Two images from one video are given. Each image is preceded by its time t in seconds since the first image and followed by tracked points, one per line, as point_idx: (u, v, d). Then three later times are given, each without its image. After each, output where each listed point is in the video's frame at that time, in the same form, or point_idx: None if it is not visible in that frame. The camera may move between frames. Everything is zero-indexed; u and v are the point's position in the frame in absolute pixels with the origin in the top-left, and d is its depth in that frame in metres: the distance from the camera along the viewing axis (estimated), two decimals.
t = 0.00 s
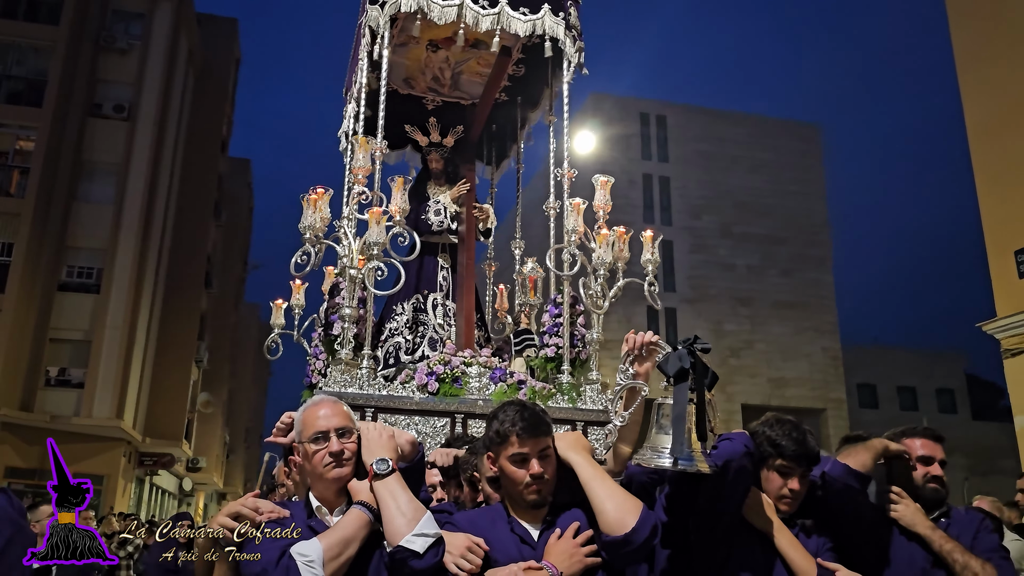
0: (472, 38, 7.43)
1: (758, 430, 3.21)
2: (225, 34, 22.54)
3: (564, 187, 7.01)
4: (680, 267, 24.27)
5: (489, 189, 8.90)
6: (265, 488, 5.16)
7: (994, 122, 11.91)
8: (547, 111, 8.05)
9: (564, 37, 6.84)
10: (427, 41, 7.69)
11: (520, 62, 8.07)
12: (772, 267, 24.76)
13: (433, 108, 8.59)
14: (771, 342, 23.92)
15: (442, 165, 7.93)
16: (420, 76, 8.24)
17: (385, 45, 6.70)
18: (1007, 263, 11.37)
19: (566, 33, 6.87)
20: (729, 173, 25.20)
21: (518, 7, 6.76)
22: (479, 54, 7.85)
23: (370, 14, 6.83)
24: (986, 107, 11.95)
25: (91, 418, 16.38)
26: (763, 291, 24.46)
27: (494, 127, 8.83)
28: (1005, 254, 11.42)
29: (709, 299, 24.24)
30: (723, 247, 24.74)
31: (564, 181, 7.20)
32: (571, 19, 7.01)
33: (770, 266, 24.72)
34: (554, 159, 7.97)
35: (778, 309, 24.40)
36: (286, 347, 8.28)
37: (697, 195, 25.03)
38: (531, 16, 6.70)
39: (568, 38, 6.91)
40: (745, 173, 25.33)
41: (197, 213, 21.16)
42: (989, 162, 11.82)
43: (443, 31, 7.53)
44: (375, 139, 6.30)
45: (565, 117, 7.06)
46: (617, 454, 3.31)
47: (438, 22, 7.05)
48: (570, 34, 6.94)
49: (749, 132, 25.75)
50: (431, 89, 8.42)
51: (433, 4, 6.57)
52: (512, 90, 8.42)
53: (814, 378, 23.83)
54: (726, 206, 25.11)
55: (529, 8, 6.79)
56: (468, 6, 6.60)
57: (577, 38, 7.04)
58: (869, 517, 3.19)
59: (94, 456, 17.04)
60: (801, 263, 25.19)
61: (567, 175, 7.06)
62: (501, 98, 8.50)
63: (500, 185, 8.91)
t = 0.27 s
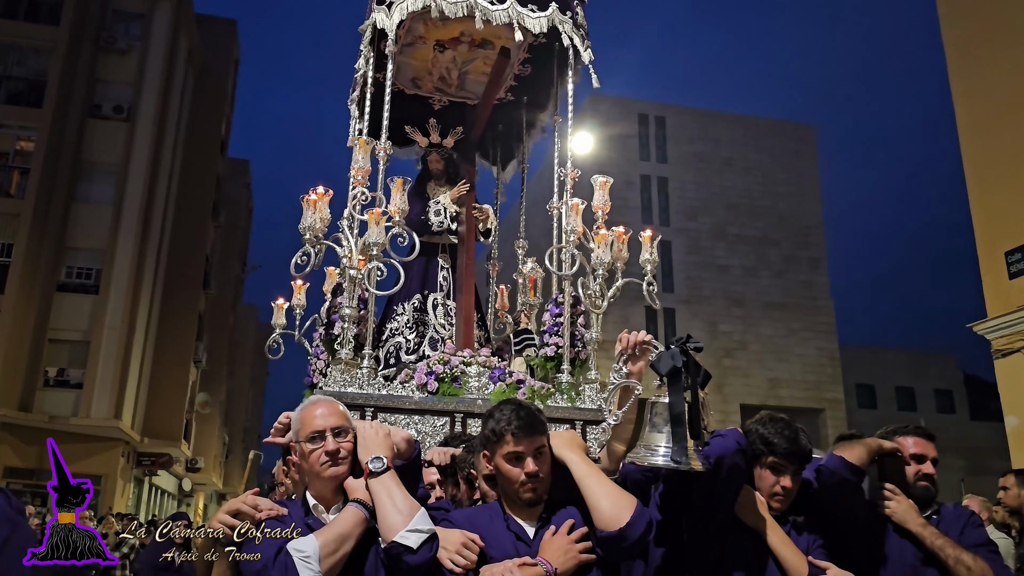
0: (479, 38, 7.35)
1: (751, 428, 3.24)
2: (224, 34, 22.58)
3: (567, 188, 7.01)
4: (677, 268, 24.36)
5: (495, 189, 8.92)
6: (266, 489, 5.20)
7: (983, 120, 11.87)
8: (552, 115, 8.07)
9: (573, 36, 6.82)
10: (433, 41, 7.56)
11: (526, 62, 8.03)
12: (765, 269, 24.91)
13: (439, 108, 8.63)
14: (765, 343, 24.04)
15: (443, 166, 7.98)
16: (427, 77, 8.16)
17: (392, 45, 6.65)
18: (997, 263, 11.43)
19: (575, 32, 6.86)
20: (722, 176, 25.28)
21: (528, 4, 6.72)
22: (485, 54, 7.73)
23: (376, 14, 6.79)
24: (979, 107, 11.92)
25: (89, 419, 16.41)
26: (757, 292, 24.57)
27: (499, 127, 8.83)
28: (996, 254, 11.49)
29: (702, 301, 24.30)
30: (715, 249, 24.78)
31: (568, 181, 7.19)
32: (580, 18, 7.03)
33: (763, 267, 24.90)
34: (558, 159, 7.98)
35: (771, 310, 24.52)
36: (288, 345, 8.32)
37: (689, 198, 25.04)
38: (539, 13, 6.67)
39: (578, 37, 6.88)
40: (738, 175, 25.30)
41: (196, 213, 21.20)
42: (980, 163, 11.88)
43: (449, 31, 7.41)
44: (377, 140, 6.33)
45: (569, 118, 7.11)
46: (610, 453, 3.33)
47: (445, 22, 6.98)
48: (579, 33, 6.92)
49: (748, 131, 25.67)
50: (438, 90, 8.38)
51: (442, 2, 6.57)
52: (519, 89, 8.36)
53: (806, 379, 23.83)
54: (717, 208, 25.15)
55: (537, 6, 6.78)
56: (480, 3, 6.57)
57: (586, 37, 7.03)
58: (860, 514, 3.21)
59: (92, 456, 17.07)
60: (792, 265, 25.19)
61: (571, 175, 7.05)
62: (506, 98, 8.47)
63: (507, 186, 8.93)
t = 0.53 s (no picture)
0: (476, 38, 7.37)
1: (739, 428, 3.26)
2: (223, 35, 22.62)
3: (564, 189, 7.03)
4: (676, 268, 24.35)
5: (492, 191, 8.95)
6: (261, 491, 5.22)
7: (980, 120, 11.84)
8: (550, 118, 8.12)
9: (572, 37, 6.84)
10: (431, 43, 7.57)
11: (523, 64, 7.97)
12: (762, 269, 24.99)
13: (436, 110, 8.64)
14: (761, 344, 24.12)
15: (439, 167, 8.00)
16: (426, 78, 8.17)
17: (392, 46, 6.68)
18: (991, 264, 11.45)
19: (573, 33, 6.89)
20: (720, 174, 25.35)
21: (526, 5, 6.76)
22: (483, 56, 7.76)
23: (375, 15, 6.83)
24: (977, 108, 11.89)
25: (87, 419, 16.43)
26: (753, 293, 24.64)
27: (496, 127, 8.84)
28: (990, 255, 11.50)
29: (698, 300, 24.20)
30: (712, 249, 24.75)
31: (563, 183, 7.22)
32: (575, 21, 7.02)
33: (760, 267, 24.98)
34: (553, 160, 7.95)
35: (766, 310, 24.61)
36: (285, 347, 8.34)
37: (687, 196, 24.99)
38: (539, 13, 6.70)
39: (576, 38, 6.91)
40: (734, 175, 25.34)
41: (195, 214, 21.24)
42: (975, 165, 11.87)
43: (448, 32, 7.41)
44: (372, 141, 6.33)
45: (564, 119, 7.13)
46: (599, 453, 3.35)
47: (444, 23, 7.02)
48: (576, 34, 6.95)
49: (745, 131, 25.70)
50: (436, 91, 8.40)
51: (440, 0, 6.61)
52: (515, 91, 8.34)
53: (804, 380, 23.88)
54: (713, 208, 25.14)
55: (535, 6, 6.81)
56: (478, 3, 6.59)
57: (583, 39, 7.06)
58: (854, 510, 3.20)
59: (90, 456, 17.07)
60: (789, 264, 25.26)
61: (567, 176, 7.08)
62: (504, 99, 8.44)
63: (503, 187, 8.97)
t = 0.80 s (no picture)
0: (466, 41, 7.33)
1: (727, 430, 3.24)
2: (223, 35, 22.61)
3: (556, 189, 7.02)
4: (677, 268, 24.28)
5: (486, 191, 8.94)
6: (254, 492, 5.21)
7: (979, 119, 11.74)
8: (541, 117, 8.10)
9: (557, 41, 6.79)
10: (422, 45, 7.56)
11: (513, 65, 8.06)
12: (762, 269, 24.94)
13: (429, 110, 8.58)
14: (762, 343, 24.09)
15: (435, 166, 7.97)
16: (417, 79, 8.15)
17: (379, 49, 6.75)
18: (988, 266, 11.41)
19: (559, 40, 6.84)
20: (720, 174, 25.31)
21: (511, 10, 6.78)
22: (474, 58, 7.77)
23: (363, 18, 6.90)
24: (976, 108, 11.81)
25: (89, 419, 16.45)
26: (753, 292, 24.61)
27: (491, 128, 8.80)
28: (987, 256, 11.46)
29: (698, 300, 24.17)
30: (712, 248, 24.70)
31: (554, 184, 7.22)
32: (564, 22, 7.02)
33: (761, 267, 24.92)
34: (546, 161, 7.91)
35: (767, 310, 24.57)
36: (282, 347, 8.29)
37: (687, 195, 24.93)
38: (525, 19, 6.70)
39: (561, 42, 6.92)
40: (734, 175, 25.34)
41: (196, 215, 21.25)
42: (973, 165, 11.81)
43: (438, 34, 7.35)
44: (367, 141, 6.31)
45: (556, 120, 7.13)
46: (586, 454, 3.34)
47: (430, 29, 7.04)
48: (562, 37, 6.96)
49: (743, 131, 25.70)
50: (427, 92, 8.36)
51: (425, 6, 6.56)
52: (507, 92, 8.35)
53: (805, 380, 23.83)
54: (713, 207, 25.09)
55: (522, 11, 6.82)
56: (461, 10, 6.57)
57: (570, 41, 7.10)
58: (843, 514, 3.19)
59: (91, 456, 17.05)
60: (789, 264, 25.24)
61: (558, 177, 7.09)
62: (495, 100, 8.43)
63: (497, 187, 8.95)
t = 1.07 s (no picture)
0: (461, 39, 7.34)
1: (719, 429, 3.21)
2: (222, 35, 22.59)
3: (552, 187, 7.06)
4: (678, 267, 24.20)
5: (483, 189, 8.89)
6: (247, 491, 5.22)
7: (981, 120, 11.65)
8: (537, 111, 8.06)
9: (552, 39, 6.77)
10: (418, 42, 7.59)
11: (511, 63, 7.96)
12: (764, 268, 24.89)
13: (427, 109, 8.53)
14: (764, 342, 24.04)
15: (431, 165, 8.04)
16: (414, 77, 8.12)
17: (373, 49, 6.71)
18: (989, 268, 11.33)
19: (554, 36, 6.81)
20: (721, 173, 25.23)
21: (505, 9, 6.76)
22: (469, 55, 7.73)
23: (358, 16, 6.85)
24: (977, 108, 11.74)
25: (92, 419, 16.46)
26: (755, 292, 24.57)
27: (486, 127, 8.79)
28: (988, 258, 11.39)
29: (700, 299, 24.11)
30: (714, 248, 24.64)
31: (551, 181, 7.22)
32: (559, 20, 6.94)
33: (762, 266, 24.87)
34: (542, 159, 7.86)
35: (769, 309, 24.50)
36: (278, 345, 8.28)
37: (689, 194, 24.88)
38: (519, 18, 6.70)
39: (556, 40, 6.86)
40: (736, 174, 25.28)
41: (197, 215, 21.25)
42: (975, 166, 11.73)
43: (432, 33, 7.43)
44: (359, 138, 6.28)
45: (551, 118, 7.13)
46: (576, 453, 3.28)
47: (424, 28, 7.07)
48: (557, 35, 6.89)
49: (745, 129, 25.55)
50: (425, 91, 8.32)
51: (418, 6, 6.58)
52: (504, 90, 8.33)
53: (807, 379, 23.77)
54: (715, 206, 25.03)
55: (516, 10, 6.79)
56: (455, 9, 6.61)
57: (565, 38, 7.00)
58: (835, 520, 3.17)
59: (92, 456, 17.04)
60: (791, 263, 25.20)
61: (554, 174, 7.11)
62: (493, 98, 8.44)
63: (495, 186, 8.91)
